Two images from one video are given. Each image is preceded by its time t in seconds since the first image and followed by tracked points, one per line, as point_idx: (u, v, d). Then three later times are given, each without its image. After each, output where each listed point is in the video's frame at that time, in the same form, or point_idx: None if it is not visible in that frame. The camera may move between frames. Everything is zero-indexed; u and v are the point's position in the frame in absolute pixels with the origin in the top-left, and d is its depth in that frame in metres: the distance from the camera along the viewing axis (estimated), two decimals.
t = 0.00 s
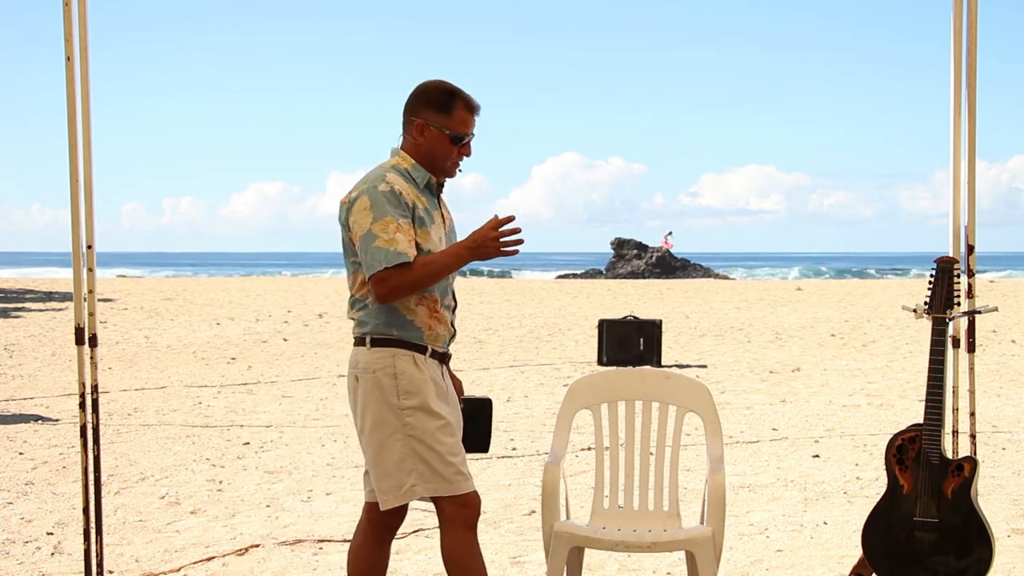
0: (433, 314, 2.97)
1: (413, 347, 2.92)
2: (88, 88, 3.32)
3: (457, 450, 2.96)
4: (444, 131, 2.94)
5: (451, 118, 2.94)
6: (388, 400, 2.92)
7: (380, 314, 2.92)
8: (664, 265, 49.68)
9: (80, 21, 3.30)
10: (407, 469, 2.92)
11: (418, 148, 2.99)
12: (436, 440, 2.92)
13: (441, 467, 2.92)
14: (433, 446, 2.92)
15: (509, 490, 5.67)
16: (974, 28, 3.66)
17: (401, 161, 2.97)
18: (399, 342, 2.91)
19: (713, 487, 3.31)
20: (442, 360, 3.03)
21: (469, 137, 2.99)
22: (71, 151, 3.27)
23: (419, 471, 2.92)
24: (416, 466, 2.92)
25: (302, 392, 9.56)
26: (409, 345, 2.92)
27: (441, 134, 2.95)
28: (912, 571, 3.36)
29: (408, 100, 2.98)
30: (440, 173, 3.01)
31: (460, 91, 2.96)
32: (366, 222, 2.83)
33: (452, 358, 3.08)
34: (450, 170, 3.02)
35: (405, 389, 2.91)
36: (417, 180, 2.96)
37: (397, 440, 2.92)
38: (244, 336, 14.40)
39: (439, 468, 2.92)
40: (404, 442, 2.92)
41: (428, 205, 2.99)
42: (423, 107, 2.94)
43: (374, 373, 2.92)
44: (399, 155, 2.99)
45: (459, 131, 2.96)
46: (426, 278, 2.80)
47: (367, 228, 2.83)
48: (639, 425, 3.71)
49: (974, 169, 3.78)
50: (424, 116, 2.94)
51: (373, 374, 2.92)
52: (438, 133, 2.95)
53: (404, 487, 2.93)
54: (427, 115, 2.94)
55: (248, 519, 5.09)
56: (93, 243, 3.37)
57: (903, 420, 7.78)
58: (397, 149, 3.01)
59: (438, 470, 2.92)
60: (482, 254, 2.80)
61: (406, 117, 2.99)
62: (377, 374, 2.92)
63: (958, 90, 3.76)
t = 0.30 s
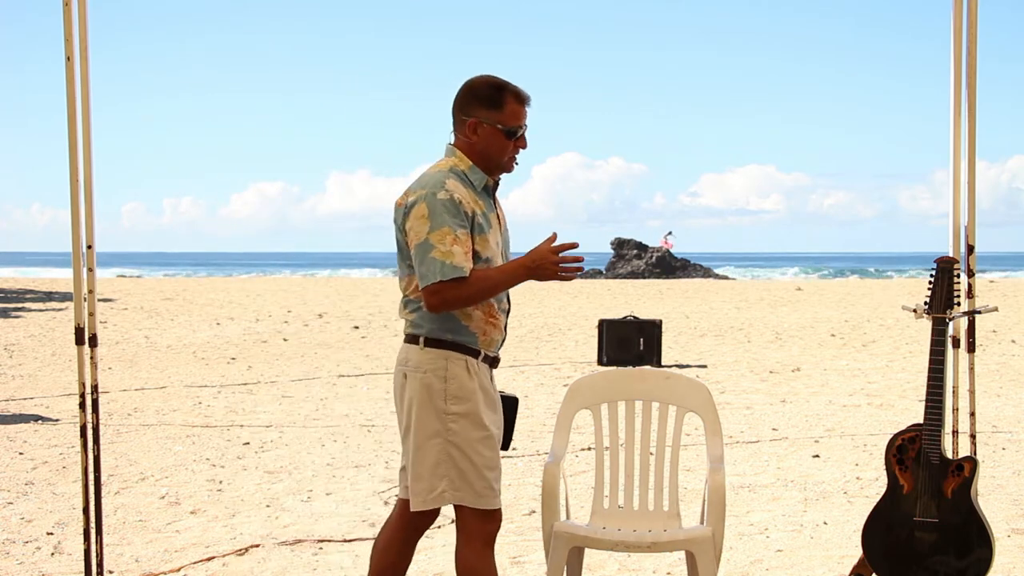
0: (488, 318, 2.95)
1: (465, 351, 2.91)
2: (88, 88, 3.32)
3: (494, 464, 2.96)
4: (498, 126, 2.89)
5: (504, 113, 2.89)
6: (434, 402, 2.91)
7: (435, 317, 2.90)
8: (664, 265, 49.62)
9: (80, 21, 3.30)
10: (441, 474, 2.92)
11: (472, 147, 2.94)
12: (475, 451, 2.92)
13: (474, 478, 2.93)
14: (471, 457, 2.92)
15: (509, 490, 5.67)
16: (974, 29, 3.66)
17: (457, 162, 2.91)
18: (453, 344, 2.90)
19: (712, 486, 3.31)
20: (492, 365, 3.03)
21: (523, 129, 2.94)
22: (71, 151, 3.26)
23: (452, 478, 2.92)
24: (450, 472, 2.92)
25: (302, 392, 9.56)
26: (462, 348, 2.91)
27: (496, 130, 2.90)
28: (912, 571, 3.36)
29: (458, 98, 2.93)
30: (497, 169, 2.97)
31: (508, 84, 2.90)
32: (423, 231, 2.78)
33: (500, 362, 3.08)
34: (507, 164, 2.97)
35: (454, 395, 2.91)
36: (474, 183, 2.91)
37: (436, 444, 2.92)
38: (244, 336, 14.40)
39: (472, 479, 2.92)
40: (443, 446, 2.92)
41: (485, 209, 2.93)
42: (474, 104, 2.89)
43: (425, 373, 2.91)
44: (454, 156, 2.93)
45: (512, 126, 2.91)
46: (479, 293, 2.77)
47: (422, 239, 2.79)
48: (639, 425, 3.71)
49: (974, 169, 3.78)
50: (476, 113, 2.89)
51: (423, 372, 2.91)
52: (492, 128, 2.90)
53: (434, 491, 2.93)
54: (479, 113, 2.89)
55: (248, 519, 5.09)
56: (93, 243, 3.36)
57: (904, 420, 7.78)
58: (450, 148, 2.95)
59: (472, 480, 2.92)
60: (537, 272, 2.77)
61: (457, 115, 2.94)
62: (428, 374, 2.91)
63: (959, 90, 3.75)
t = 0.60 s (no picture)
0: (537, 318, 2.86)
1: (513, 350, 2.83)
2: (88, 88, 3.32)
3: (532, 468, 2.88)
4: (543, 114, 2.80)
5: (546, 100, 2.81)
6: (478, 401, 2.83)
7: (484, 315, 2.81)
8: (664, 266, 49.60)
9: (80, 21, 3.30)
10: (479, 474, 2.83)
11: (519, 141, 2.84)
12: (515, 453, 2.84)
13: (512, 481, 2.84)
14: (511, 459, 2.83)
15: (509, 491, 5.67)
16: (974, 28, 3.66)
17: (508, 158, 2.80)
18: (501, 343, 2.81)
19: (713, 486, 3.31)
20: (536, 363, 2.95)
21: (567, 113, 2.86)
22: (71, 151, 3.26)
23: (489, 479, 2.83)
24: (487, 473, 2.83)
25: (302, 392, 9.56)
26: (510, 347, 2.82)
27: (541, 119, 2.81)
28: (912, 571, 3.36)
29: (497, 95, 2.85)
30: (547, 158, 2.88)
31: (545, 71, 2.82)
32: (478, 231, 2.69)
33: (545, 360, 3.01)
34: (558, 151, 2.89)
35: (499, 395, 2.83)
36: (525, 179, 2.80)
37: (477, 443, 2.83)
38: (244, 336, 14.41)
39: (510, 481, 2.83)
40: (483, 446, 2.83)
41: (536, 206, 2.83)
42: (515, 97, 2.80)
43: (470, 371, 2.83)
44: (502, 152, 2.83)
45: (557, 111, 2.82)
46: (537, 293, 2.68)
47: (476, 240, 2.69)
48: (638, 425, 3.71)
49: (974, 169, 3.77)
50: (519, 106, 2.81)
51: (468, 370, 2.82)
52: (538, 118, 2.81)
53: (469, 492, 2.83)
54: (523, 105, 2.80)
55: (248, 519, 5.09)
56: (93, 242, 3.37)
57: (904, 420, 7.78)
58: (497, 144, 2.85)
59: (509, 482, 2.83)
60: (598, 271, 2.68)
61: (500, 110, 2.85)
62: (473, 372, 2.82)
63: (958, 90, 3.75)
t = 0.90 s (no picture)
0: (568, 317, 2.82)
1: (542, 350, 2.79)
2: (88, 87, 3.31)
3: (565, 470, 2.81)
4: (572, 109, 2.80)
5: (574, 95, 2.81)
6: (508, 400, 2.79)
7: (516, 314, 2.78)
8: (664, 266, 49.55)
9: (80, 21, 3.30)
10: (508, 475, 2.79)
11: (548, 137, 2.84)
12: (546, 454, 2.78)
13: (542, 483, 2.78)
14: (541, 460, 2.78)
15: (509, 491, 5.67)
16: (974, 29, 3.66)
17: (536, 155, 2.80)
18: (531, 343, 2.78)
19: (712, 486, 3.30)
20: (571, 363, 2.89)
21: (595, 108, 2.86)
22: (71, 151, 3.26)
23: (519, 480, 2.79)
24: (517, 473, 2.79)
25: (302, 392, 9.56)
26: (540, 347, 2.78)
27: (570, 114, 2.81)
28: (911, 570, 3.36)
29: (525, 92, 2.85)
30: (576, 154, 2.88)
31: (572, 66, 2.82)
32: (522, 219, 2.65)
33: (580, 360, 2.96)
34: (586, 146, 2.89)
35: (528, 395, 2.78)
36: (554, 175, 2.80)
37: (507, 444, 2.80)
38: (244, 336, 14.41)
39: (539, 482, 2.78)
40: (513, 446, 2.79)
41: (567, 200, 2.83)
42: (543, 93, 2.81)
43: (500, 371, 2.80)
44: (530, 149, 2.83)
45: (586, 107, 2.82)
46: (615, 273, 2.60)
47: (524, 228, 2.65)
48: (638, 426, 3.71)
49: (974, 169, 3.77)
50: (548, 102, 2.81)
51: (498, 370, 2.80)
52: (567, 114, 2.81)
53: (499, 491, 2.80)
54: (551, 100, 2.80)
55: (248, 519, 5.09)
56: (93, 243, 3.37)
57: (904, 420, 7.78)
58: (525, 142, 2.85)
59: (540, 483, 2.78)
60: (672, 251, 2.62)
61: (527, 107, 2.85)
62: (503, 372, 2.79)
63: (959, 90, 3.75)
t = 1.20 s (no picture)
0: (623, 311, 2.82)
1: (599, 349, 2.79)
2: (88, 88, 3.32)
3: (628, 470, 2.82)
4: (602, 111, 2.81)
5: (603, 97, 2.81)
6: (570, 405, 2.80)
7: (571, 311, 2.79)
8: (663, 266, 49.49)
9: (80, 21, 3.30)
10: (573, 479, 2.80)
11: (579, 141, 2.85)
12: (609, 456, 2.79)
13: (607, 483, 2.79)
14: (605, 462, 2.79)
15: (509, 491, 5.67)
16: (974, 28, 3.66)
17: (569, 158, 2.83)
18: (587, 344, 2.79)
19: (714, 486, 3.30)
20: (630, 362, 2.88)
21: (623, 110, 2.86)
22: (71, 152, 3.27)
23: (585, 483, 2.80)
24: (583, 476, 2.80)
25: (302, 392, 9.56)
26: (596, 346, 2.79)
27: (600, 116, 2.82)
28: (911, 570, 3.36)
29: (553, 98, 2.86)
30: (608, 156, 2.88)
31: (599, 69, 2.83)
32: (577, 198, 2.69)
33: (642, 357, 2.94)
34: (617, 148, 2.89)
35: (589, 398, 2.79)
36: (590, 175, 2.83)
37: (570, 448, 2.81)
38: (244, 336, 14.41)
39: (604, 483, 2.79)
40: (576, 449, 2.80)
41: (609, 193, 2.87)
42: (571, 97, 2.82)
43: (559, 376, 2.81)
44: (562, 154, 2.85)
45: (615, 108, 2.82)
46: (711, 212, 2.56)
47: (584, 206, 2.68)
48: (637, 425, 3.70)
49: (974, 169, 3.77)
50: (577, 105, 2.82)
51: (557, 375, 2.81)
52: (596, 116, 2.81)
53: (565, 495, 2.81)
54: (580, 104, 2.81)
55: (248, 519, 5.09)
56: (93, 243, 3.37)
57: (904, 420, 7.78)
58: (556, 148, 2.87)
59: (606, 484, 2.79)
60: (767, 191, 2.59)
61: (557, 113, 2.86)
62: (564, 377, 2.80)
63: (958, 90, 3.76)
